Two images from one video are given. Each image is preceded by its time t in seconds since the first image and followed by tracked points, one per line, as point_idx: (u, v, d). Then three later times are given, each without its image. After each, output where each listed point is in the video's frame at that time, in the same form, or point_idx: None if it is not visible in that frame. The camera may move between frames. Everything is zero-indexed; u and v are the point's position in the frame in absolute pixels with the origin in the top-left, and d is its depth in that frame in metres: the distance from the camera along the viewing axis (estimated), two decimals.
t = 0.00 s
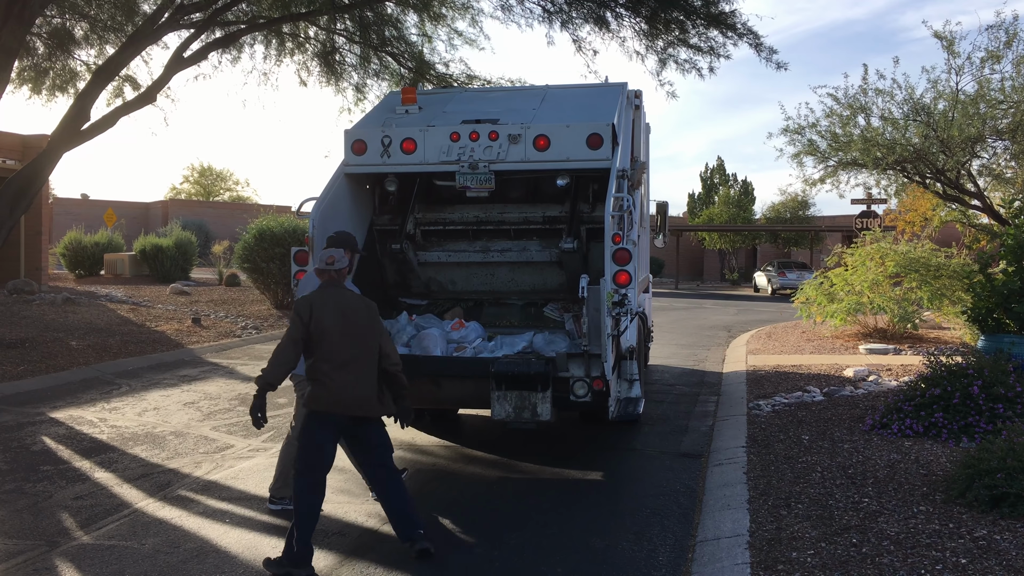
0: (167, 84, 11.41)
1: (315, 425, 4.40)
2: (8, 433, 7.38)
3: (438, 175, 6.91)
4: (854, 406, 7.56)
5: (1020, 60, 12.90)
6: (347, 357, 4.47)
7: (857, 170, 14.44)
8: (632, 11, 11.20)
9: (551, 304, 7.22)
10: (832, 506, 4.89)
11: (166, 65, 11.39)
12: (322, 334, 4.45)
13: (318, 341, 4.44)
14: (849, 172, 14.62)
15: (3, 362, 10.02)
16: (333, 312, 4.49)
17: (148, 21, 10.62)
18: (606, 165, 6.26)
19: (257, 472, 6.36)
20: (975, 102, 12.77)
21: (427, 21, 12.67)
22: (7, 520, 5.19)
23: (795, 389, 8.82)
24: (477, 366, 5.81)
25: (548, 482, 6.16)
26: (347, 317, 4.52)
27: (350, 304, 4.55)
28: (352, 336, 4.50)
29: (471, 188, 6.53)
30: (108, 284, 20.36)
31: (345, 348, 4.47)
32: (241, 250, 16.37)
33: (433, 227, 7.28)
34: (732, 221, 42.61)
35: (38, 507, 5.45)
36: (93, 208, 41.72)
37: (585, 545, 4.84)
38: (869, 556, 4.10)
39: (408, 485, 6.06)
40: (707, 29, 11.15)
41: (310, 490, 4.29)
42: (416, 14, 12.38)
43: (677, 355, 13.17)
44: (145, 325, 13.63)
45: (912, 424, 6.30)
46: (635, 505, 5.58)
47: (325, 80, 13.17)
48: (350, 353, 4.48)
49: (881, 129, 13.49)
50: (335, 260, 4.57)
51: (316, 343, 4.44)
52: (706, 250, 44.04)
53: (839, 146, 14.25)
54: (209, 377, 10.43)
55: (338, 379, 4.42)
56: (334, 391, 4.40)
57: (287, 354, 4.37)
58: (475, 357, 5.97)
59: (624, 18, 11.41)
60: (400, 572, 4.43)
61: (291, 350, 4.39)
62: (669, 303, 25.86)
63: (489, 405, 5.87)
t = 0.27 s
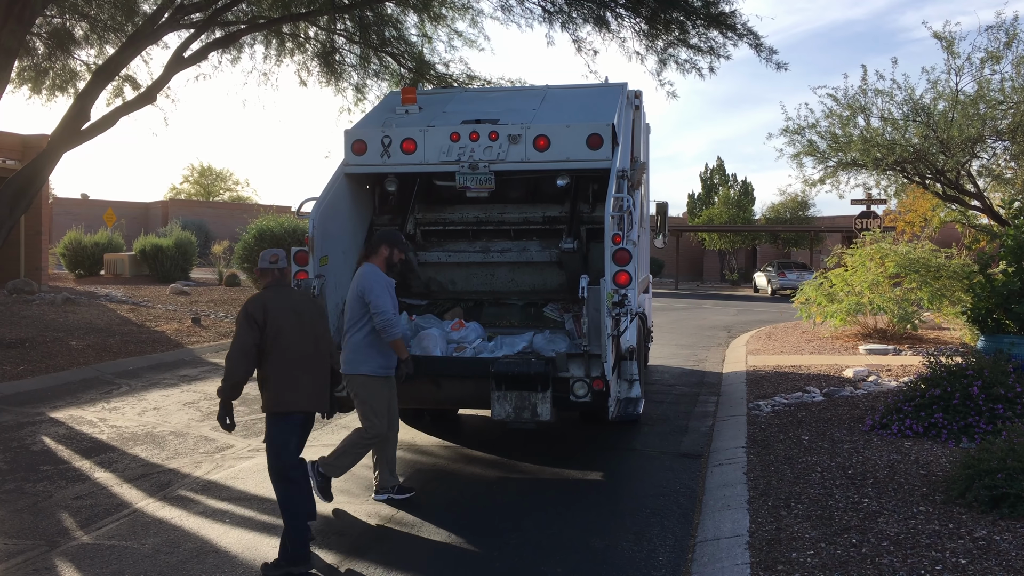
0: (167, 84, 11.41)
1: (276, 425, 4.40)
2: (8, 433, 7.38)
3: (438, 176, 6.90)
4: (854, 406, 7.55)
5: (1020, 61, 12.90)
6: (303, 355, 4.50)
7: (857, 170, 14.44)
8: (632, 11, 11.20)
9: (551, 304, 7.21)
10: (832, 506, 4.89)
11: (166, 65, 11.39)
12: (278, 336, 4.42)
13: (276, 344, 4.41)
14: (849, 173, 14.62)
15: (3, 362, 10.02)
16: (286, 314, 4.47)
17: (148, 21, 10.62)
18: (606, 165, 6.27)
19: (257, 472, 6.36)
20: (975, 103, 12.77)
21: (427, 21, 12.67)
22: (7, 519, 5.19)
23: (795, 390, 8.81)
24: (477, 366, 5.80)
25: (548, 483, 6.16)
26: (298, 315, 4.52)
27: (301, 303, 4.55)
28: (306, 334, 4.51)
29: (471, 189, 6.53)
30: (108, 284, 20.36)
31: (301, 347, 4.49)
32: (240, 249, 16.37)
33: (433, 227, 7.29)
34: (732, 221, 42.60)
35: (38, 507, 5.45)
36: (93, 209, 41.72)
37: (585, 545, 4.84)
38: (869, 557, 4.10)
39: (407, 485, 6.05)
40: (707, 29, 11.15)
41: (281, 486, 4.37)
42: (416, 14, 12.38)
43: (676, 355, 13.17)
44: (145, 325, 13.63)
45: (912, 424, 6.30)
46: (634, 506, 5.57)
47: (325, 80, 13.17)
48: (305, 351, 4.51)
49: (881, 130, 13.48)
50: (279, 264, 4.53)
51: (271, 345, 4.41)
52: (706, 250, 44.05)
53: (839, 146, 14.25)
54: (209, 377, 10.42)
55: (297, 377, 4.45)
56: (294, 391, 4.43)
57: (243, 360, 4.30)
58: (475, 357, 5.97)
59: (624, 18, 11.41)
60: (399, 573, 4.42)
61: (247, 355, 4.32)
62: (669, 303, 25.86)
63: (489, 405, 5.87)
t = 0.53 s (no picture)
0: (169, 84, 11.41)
1: (238, 427, 4.52)
2: (10, 433, 7.39)
3: (439, 176, 6.90)
4: (855, 407, 7.55)
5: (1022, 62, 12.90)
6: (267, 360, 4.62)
7: (858, 171, 14.44)
8: (634, 12, 11.20)
9: (553, 304, 7.18)
10: (833, 507, 4.89)
11: (167, 66, 11.40)
12: (245, 341, 4.53)
13: (241, 348, 4.50)
14: (850, 174, 14.61)
15: (4, 362, 10.02)
16: (252, 320, 4.59)
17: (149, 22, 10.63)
18: (607, 166, 6.26)
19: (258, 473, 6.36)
20: (976, 103, 12.76)
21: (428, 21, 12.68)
22: (8, 519, 5.20)
23: (796, 390, 8.81)
24: (478, 366, 5.81)
25: (549, 483, 6.16)
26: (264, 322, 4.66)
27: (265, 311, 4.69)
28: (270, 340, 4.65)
29: (472, 189, 6.53)
30: (109, 284, 20.37)
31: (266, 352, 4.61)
32: (241, 250, 16.38)
33: (434, 228, 7.30)
34: (733, 222, 42.59)
35: (39, 507, 5.46)
36: (95, 209, 41.75)
37: (587, 546, 4.84)
38: (870, 558, 4.10)
39: (408, 486, 6.05)
40: (709, 30, 11.15)
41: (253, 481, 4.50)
42: (417, 15, 12.38)
43: (678, 356, 13.16)
44: (146, 325, 13.63)
45: (914, 425, 6.30)
46: (636, 506, 5.58)
47: (327, 81, 13.18)
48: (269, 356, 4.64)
49: (882, 131, 13.48)
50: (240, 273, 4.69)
51: (238, 348, 4.50)
52: (708, 251, 44.04)
53: (840, 147, 14.25)
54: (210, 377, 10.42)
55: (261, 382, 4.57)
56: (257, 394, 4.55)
57: (209, 363, 4.45)
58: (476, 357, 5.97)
59: (626, 19, 11.42)
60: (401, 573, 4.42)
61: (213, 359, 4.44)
62: (670, 304, 25.85)
63: (490, 405, 5.88)
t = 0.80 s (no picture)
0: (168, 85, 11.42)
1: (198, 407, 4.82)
2: (10, 433, 7.39)
3: (439, 176, 6.91)
4: (855, 408, 7.55)
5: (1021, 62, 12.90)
6: (231, 347, 4.92)
7: (858, 172, 14.44)
8: (634, 13, 11.21)
9: (552, 305, 7.23)
10: (833, 508, 4.89)
11: (167, 66, 11.41)
12: (208, 325, 4.86)
13: (203, 331, 4.83)
14: (850, 174, 14.62)
15: (4, 362, 10.02)
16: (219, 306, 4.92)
17: (149, 22, 10.63)
18: (607, 166, 6.27)
19: (258, 473, 6.36)
20: (976, 104, 12.76)
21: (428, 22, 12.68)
22: (8, 520, 5.19)
23: (796, 391, 8.81)
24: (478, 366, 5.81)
25: (549, 484, 6.16)
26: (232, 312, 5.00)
27: (233, 303, 5.00)
28: (236, 330, 4.96)
29: (472, 189, 6.53)
30: (109, 284, 20.37)
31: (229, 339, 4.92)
32: (241, 251, 16.38)
33: (434, 228, 7.30)
34: (733, 222, 42.59)
35: (39, 507, 5.46)
36: (95, 210, 41.76)
37: (587, 546, 4.84)
38: (869, 558, 4.10)
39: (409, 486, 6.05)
40: (708, 31, 11.15)
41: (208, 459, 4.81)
42: (417, 15, 12.39)
43: (677, 357, 13.16)
44: (146, 326, 13.63)
45: (914, 426, 6.30)
46: (636, 507, 5.58)
47: (326, 81, 13.18)
48: (232, 344, 4.93)
49: (882, 131, 13.48)
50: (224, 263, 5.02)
51: (200, 332, 4.82)
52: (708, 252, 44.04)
53: (840, 148, 14.25)
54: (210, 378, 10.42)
55: (222, 366, 4.85)
56: (217, 377, 4.82)
57: (171, 341, 4.78)
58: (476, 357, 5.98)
59: (625, 20, 11.42)
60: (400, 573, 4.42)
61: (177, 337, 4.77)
62: (671, 305, 25.83)
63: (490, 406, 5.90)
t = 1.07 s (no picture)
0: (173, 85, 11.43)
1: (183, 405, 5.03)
2: (14, 433, 7.40)
3: (443, 177, 6.91)
4: (859, 408, 7.54)
5: None
6: (209, 345, 5.05)
7: (862, 172, 14.42)
8: (637, 13, 11.21)
9: (556, 306, 7.25)
10: (837, 509, 4.88)
11: (171, 67, 11.43)
12: (182, 326, 5.05)
13: (182, 334, 5.03)
14: (854, 175, 14.59)
15: (8, 362, 10.04)
16: (194, 308, 5.12)
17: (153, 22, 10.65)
18: (611, 166, 6.27)
19: (262, 473, 6.36)
20: (980, 105, 12.73)
21: (432, 22, 12.68)
22: (12, 519, 5.20)
23: (800, 392, 8.80)
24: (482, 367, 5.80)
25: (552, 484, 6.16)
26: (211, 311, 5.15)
27: (215, 308, 5.16)
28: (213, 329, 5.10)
29: (476, 190, 6.52)
30: (113, 284, 20.41)
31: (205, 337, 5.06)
32: (245, 251, 16.40)
33: (438, 229, 7.30)
34: (736, 223, 42.55)
35: (44, 507, 5.47)
36: (99, 210, 41.83)
37: (590, 547, 4.84)
38: (873, 559, 4.09)
39: (412, 486, 6.05)
40: (712, 31, 11.14)
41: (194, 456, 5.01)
42: (421, 16, 12.39)
43: (681, 357, 13.15)
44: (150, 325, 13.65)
45: (918, 427, 6.29)
46: (639, 507, 5.58)
47: (330, 82, 13.19)
48: (210, 341, 5.06)
49: (886, 132, 13.46)
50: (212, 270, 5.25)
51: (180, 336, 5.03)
52: (711, 252, 44.01)
53: (844, 148, 14.23)
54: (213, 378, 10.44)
55: (196, 363, 5.00)
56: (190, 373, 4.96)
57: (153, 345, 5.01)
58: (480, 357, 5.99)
59: (629, 20, 11.42)
60: (404, 573, 4.43)
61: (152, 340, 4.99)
62: (674, 305, 25.80)
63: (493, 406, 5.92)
